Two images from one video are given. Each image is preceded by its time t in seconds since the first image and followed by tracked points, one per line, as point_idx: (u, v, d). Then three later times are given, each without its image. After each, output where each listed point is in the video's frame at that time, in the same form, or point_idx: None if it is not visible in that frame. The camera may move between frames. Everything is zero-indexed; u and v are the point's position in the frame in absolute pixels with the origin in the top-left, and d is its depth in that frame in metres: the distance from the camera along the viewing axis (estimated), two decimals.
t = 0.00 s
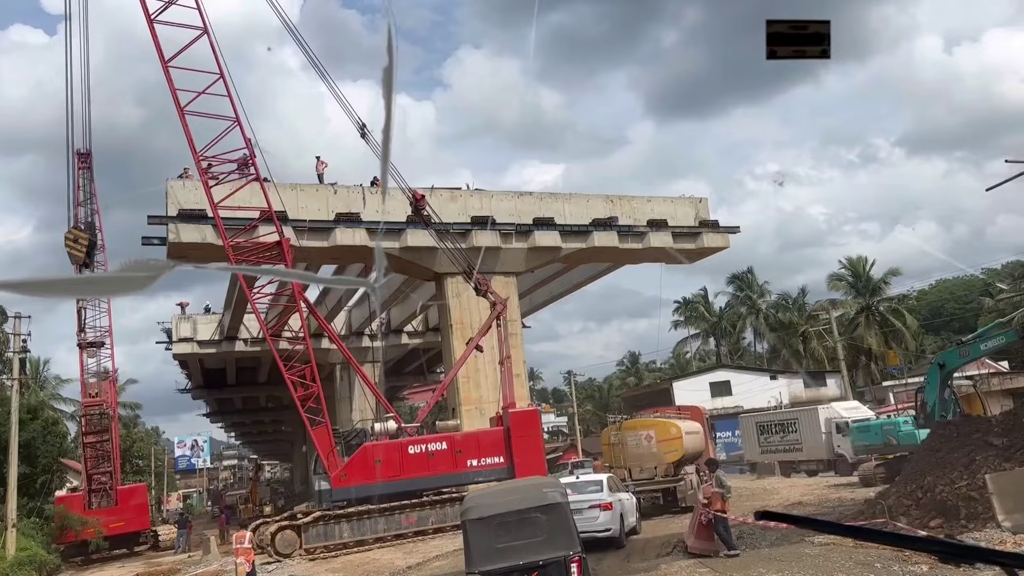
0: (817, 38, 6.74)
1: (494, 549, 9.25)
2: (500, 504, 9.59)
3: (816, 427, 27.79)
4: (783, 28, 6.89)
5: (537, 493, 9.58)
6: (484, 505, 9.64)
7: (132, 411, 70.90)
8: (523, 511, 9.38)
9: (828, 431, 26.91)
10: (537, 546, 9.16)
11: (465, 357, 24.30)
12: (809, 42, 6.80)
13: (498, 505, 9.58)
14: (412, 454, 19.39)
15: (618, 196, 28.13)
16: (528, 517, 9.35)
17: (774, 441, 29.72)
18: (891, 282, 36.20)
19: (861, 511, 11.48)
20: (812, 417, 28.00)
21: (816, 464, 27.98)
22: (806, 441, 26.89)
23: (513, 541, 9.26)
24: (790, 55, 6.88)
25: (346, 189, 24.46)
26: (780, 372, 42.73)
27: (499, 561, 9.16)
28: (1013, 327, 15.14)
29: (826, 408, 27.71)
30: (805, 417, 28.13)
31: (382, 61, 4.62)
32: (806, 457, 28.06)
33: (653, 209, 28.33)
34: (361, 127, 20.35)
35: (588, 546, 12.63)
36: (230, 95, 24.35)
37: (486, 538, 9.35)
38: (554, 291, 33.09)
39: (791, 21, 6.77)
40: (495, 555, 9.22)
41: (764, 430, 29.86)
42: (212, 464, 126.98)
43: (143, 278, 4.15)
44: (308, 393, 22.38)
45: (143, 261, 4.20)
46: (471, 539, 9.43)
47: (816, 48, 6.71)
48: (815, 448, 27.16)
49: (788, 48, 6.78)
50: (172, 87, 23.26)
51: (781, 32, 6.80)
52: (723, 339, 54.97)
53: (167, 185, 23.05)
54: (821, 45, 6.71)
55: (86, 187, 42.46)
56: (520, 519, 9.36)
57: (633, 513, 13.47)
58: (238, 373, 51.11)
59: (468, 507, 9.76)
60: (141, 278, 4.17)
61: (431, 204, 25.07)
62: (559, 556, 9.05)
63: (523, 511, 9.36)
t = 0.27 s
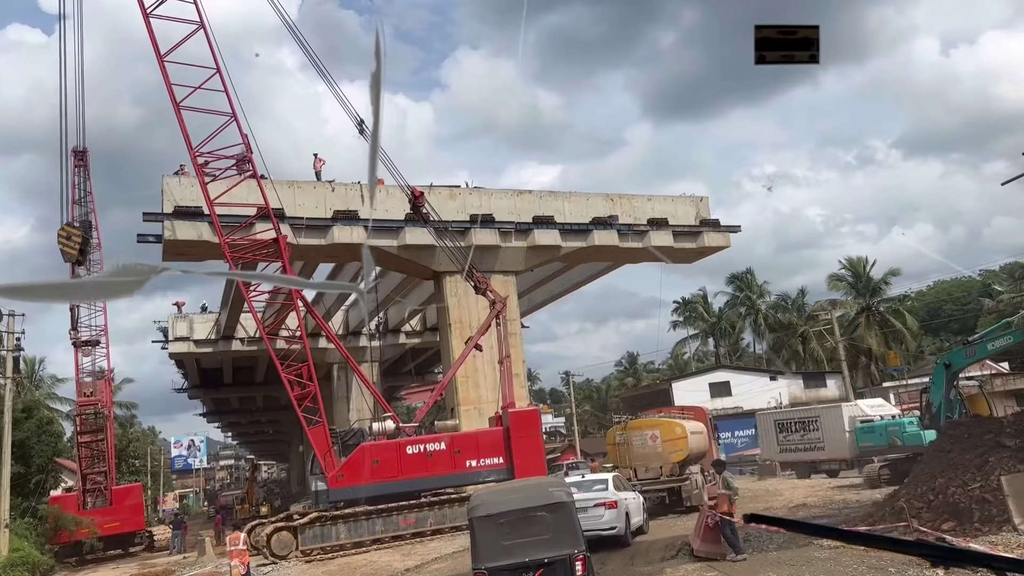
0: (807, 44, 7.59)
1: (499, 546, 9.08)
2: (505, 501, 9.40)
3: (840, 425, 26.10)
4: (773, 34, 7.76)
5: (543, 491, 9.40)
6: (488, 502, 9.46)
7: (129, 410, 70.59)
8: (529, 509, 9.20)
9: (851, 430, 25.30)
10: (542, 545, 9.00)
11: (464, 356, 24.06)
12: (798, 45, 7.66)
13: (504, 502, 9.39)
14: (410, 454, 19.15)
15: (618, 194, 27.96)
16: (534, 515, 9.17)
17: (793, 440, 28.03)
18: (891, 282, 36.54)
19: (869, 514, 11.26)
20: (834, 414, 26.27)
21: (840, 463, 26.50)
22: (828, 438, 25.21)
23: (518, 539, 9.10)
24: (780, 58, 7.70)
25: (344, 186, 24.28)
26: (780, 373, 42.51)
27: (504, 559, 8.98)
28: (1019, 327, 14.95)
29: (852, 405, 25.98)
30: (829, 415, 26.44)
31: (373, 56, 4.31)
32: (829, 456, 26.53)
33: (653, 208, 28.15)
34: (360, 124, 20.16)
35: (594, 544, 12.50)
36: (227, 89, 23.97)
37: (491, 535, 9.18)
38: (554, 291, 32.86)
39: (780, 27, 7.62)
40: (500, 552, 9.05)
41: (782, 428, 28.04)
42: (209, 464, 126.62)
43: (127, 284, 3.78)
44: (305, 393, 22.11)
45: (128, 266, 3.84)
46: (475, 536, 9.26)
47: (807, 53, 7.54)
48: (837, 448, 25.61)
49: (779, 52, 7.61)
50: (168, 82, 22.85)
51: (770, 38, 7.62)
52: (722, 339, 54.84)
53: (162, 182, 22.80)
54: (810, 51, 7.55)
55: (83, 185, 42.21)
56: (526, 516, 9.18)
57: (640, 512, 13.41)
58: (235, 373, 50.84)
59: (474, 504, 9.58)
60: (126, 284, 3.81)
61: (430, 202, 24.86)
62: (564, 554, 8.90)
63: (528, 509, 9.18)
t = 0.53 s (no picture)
0: (804, 37, 7.26)
1: (506, 544, 9.16)
2: (513, 500, 9.50)
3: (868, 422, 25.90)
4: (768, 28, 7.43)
5: (550, 491, 9.51)
6: (496, 501, 9.57)
7: (126, 409, 70.22)
8: (536, 508, 9.30)
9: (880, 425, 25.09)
10: (549, 542, 9.06)
11: (465, 356, 23.80)
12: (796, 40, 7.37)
13: (512, 501, 9.49)
14: (410, 455, 18.90)
15: (620, 193, 27.71)
16: (541, 514, 9.26)
17: (817, 441, 27.90)
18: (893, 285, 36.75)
19: (881, 517, 11.01)
20: (861, 413, 26.19)
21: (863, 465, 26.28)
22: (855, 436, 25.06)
23: (525, 537, 9.17)
24: (775, 54, 7.43)
25: (344, 184, 24.07)
26: (782, 374, 42.22)
27: (511, 556, 9.03)
28: None
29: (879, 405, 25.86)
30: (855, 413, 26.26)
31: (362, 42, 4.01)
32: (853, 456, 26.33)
33: (656, 208, 27.89)
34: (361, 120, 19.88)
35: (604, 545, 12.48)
36: (226, 85, 23.74)
37: (499, 533, 9.26)
38: (555, 292, 32.59)
39: (776, 21, 7.32)
40: (507, 550, 9.12)
41: (806, 428, 27.76)
42: (207, 464, 126.22)
43: (117, 284, 3.44)
44: (304, 392, 21.86)
45: (116, 265, 3.51)
46: (483, 534, 9.34)
47: (803, 48, 7.24)
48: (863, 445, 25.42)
49: (774, 48, 7.33)
50: (166, 77, 22.61)
51: (767, 32, 7.32)
52: (723, 340, 54.57)
53: (160, 178, 22.56)
54: (807, 45, 7.25)
55: (80, 183, 41.89)
56: (533, 515, 9.28)
57: (653, 515, 13.42)
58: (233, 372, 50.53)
59: (482, 504, 9.69)
60: (115, 282, 3.49)
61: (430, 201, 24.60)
62: (569, 551, 8.96)
63: (535, 507, 9.28)
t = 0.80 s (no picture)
0: (810, 32, 7.33)
1: (515, 540, 9.34)
2: (522, 497, 9.65)
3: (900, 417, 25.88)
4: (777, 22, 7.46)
5: (558, 488, 9.68)
6: (505, 498, 9.71)
7: (125, 407, 69.93)
8: (544, 506, 9.44)
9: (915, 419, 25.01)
10: (556, 540, 9.24)
11: (467, 354, 23.53)
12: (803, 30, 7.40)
13: (520, 497, 9.65)
14: (412, 454, 18.67)
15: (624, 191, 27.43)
16: (549, 512, 9.41)
17: (844, 438, 27.46)
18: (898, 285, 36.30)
19: (896, 519, 10.74)
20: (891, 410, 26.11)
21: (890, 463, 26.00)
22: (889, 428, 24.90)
23: (534, 533, 9.36)
24: (783, 47, 7.40)
25: (345, 180, 23.81)
26: (785, 375, 41.93)
27: (521, 552, 9.23)
28: None
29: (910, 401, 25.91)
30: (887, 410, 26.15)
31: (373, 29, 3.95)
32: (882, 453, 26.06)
33: (660, 206, 27.64)
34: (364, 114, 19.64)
35: (616, 544, 12.68)
36: (227, 78, 23.67)
37: (507, 529, 9.42)
38: (557, 291, 32.33)
39: (785, 15, 7.36)
40: (517, 546, 9.30)
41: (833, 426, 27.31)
42: (206, 462, 125.95)
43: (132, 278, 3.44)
44: (304, 389, 21.60)
45: (131, 258, 3.48)
46: (492, 531, 9.50)
47: (812, 41, 7.29)
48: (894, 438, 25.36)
49: (784, 40, 7.34)
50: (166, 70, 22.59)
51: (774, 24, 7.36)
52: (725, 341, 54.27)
53: (160, 173, 22.31)
54: (814, 38, 7.32)
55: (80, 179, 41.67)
56: (542, 512, 9.42)
57: (664, 513, 13.67)
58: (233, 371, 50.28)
59: (490, 499, 9.84)
60: (129, 277, 3.47)
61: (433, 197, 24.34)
62: (578, 548, 9.16)
63: (543, 505, 9.43)
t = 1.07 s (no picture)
0: (830, 20, 6.04)
1: (523, 537, 9.37)
2: (529, 494, 9.70)
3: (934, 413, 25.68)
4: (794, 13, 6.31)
5: (565, 486, 9.70)
6: (513, 496, 9.75)
7: (125, 406, 69.69)
8: (551, 503, 9.49)
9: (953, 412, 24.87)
10: (563, 536, 9.26)
11: (471, 353, 23.26)
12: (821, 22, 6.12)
13: (527, 495, 9.71)
14: (415, 453, 18.40)
15: (630, 189, 27.18)
16: (556, 509, 9.46)
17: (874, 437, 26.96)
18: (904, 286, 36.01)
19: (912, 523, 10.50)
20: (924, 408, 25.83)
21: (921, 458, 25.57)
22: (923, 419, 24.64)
23: (541, 530, 9.39)
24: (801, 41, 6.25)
25: (348, 177, 23.57)
26: (790, 376, 41.62)
27: (527, 549, 9.27)
28: None
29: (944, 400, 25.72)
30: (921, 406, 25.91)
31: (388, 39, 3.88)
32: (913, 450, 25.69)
33: (665, 205, 27.39)
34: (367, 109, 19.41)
35: (630, 544, 12.90)
36: (227, 70, 23.94)
37: (514, 526, 9.45)
38: (561, 290, 32.05)
39: (804, 5, 6.20)
40: (524, 543, 9.33)
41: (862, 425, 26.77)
42: (207, 462, 125.72)
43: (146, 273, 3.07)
44: (305, 388, 21.35)
45: (145, 253, 3.12)
46: (500, 528, 9.54)
47: (829, 31, 6.02)
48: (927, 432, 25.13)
49: (799, 31, 6.15)
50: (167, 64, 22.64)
51: (791, 15, 6.18)
52: (728, 342, 53.96)
53: (160, 168, 22.05)
54: (834, 29, 6.03)
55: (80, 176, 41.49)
56: (549, 510, 9.47)
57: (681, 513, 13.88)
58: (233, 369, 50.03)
59: (498, 497, 9.91)
60: (140, 269, 3.09)
61: (437, 194, 24.11)
62: (584, 544, 9.14)
63: (550, 502, 9.47)
